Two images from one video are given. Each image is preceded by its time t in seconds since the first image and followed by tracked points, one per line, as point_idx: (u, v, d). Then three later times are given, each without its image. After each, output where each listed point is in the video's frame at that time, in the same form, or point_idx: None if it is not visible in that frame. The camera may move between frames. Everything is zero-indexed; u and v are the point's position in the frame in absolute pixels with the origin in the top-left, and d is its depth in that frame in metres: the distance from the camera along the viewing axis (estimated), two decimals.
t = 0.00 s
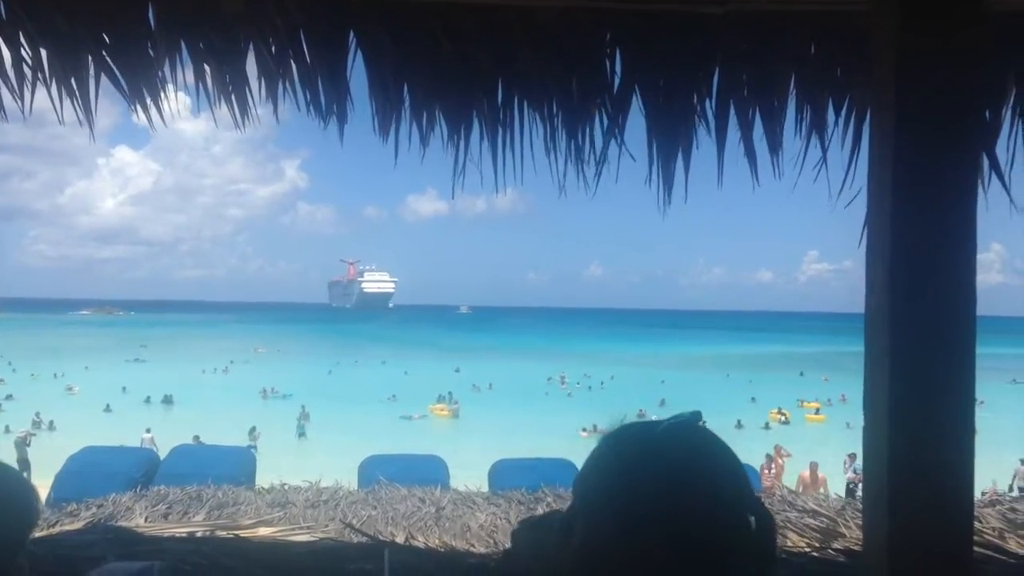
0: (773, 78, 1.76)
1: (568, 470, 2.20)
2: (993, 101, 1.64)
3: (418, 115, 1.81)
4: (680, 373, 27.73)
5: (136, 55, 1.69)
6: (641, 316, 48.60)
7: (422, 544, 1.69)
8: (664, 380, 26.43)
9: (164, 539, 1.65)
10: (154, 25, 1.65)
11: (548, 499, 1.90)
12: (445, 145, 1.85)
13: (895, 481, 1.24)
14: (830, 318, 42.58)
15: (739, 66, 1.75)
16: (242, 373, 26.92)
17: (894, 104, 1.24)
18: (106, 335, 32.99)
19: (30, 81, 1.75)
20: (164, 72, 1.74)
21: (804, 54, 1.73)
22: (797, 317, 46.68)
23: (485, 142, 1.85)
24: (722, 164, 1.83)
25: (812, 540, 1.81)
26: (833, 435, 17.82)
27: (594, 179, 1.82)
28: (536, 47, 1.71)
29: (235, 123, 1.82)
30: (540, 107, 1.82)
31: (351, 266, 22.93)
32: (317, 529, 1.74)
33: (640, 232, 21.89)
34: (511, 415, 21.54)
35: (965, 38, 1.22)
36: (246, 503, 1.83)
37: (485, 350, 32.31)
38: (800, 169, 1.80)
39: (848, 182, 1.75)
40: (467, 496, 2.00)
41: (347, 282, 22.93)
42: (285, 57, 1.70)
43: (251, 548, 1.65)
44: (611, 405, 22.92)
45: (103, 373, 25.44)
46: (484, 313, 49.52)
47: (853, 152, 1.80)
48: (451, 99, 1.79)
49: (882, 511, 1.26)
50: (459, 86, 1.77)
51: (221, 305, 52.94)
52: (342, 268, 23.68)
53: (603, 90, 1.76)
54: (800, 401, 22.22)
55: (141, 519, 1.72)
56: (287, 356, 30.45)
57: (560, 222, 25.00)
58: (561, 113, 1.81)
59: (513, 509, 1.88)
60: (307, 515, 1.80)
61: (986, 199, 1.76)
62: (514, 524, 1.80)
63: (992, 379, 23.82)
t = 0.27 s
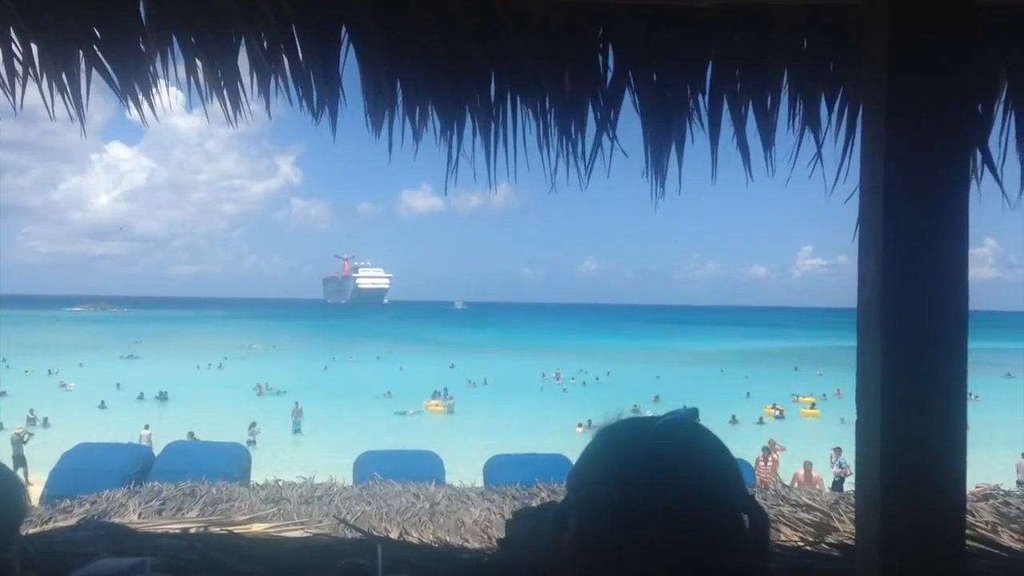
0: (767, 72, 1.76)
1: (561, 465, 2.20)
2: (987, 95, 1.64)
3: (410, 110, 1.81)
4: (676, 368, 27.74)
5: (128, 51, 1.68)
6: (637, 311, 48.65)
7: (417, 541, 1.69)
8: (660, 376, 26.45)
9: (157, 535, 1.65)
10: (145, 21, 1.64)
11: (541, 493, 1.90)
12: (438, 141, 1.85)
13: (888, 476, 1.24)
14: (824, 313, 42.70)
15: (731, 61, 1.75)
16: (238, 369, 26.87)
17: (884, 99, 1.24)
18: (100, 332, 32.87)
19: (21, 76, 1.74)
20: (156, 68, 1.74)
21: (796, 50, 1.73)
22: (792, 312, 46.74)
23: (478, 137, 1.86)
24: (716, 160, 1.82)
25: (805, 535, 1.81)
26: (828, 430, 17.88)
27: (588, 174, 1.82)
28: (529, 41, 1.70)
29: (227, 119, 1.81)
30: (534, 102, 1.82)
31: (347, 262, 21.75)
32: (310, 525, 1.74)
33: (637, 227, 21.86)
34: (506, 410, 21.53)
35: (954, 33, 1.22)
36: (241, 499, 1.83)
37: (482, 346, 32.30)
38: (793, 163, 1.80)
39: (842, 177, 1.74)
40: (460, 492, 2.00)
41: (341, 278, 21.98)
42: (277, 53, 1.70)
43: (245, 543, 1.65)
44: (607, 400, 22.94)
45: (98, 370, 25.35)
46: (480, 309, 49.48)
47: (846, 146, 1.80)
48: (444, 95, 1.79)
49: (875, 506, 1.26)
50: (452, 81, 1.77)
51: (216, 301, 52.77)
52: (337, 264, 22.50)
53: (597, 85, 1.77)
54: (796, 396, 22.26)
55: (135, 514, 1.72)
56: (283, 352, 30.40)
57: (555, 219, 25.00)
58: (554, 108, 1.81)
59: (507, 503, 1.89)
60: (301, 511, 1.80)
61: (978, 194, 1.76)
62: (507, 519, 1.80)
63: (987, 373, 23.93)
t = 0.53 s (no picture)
0: (769, 70, 1.76)
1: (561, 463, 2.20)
2: (990, 93, 1.63)
3: (412, 108, 1.81)
4: (678, 367, 27.71)
5: (131, 48, 1.67)
6: (639, 311, 48.56)
7: (419, 539, 1.69)
8: (662, 376, 26.42)
9: (161, 533, 1.65)
10: (147, 19, 1.63)
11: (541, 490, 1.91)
12: (439, 138, 1.85)
13: (891, 476, 1.24)
14: (825, 312, 42.73)
15: (733, 60, 1.74)
16: (240, 367, 26.86)
17: (886, 97, 1.24)
18: (103, 331, 32.86)
19: (23, 72, 1.74)
20: (158, 64, 1.73)
21: (799, 49, 1.73)
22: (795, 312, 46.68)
23: (481, 135, 1.85)
24: (718, 159, 1.82)
25: (807, 534, 1.81)
26: (830, 429, 17.89)
27: (589, 174, 1.82)
28: (530, 38, 1.70)
29: (229, 118, 1.81)
30: (535, 100, 1.81)
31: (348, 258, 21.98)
32: (312, 523, 1.74)
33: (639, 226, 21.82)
34: (508, 410, 21.50)
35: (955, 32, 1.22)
36: (243, 497, 1.84)
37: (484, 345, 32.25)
38: (796, 162, 1.79)
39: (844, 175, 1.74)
40: (461, 489, 2.00)
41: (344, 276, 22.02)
42: (280, 49, 1.70)
43: (245, 542, 1.65)
44: (608, 399, 22.95)
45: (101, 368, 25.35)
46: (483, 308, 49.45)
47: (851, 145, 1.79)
48: (446, 93, 1.79)
49: (877, 505, 1.26)
50: (454, 78, 1.77)
51: (218, 299, 52.72)
52: (336, 261, 22.71)
53: (599, 85, 1.76)
54: (799, 396, 22.22)
55: (138, 511, 1.73)
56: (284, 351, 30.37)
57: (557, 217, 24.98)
58: (556, 106, 1.80)
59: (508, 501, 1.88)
60: (302, 508, 1.80)
61: (982, 191, 1.76)
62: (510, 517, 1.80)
63: (990, 373, 23.93)
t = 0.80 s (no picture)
0: (780, 67, 1.76)
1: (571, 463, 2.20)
2: (1001, 92, 1.63)
3: (422, 108, 1.81)
4: (687, 367, 27.65)
5: (141, 49, 1.68)
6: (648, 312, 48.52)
7: (431, 539, 1.69)
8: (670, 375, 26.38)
9: (173, 532, 1.66)
10: (158, 19, 1.64)
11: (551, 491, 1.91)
12: (449, 137, 1.85)
13: (904, 479, 1.24)
14: (835, 313, 42.61)
15: (744, 58, 1.74)
16: (248, 367, 26.90)
17: (900, 97, 1.24)
18: (113, 331, 32.98)
19: (35, 73, 1.74)
20: (168, 64, 1.74)
21: (809, 49, 1.73)
22: (805, 311, 46.50)
23: (490, 135, 1.85)
24: (728, 157, 1.81)
25: (820, 534, 1.81)
26: (842, 430, 17.80)
27: (600, 172, 1.82)
28: (539, 38, 1.70)
29: (240, 117, 1.81)
30: (545, 99, 1.81)
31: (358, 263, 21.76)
32: (324, 523, 1.75)
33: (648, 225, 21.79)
34: (517, 410, 21.50)
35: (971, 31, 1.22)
36: (255, 496, 1.84)
37: (492, 345, 32.24)
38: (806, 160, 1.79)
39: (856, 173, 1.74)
40: (472, 489, 2.00)
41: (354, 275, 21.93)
42: (290, 51, 1.71)
43: (257, 540, 1.66)
44: (617, 398, 22.92)
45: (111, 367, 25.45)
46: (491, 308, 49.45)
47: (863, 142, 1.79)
48: (457, 93, 1.79)
49: (892, 507, 1.27)
50: (464, 78, 1.77)
51: (228, 300, 52.84)
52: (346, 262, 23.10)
53: (609, 84, 1.76)
54: (810, 396, 22.17)
55: (150, 511, 1.74)
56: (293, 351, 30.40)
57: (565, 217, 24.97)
58: (566, 105, 1.80)
59: (520, 500, 1.89)
60: (314, 508, 1.81)
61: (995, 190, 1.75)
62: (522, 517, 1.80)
63: (1000, 373, 23.80)
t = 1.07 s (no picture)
0: (804, 64, 1.75)
1: (592, 462, 2.21)
2: None
3: (443, 106, 1.81)
4: (705, 366, 27.57)
5: (166, 50, 1.69)
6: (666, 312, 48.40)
7: (452, 537, 1.70)
8: (687, 374, 26.32)
9: (196, 529, 1.67)
10: (182, 20, 1.65)
11: (573, 491, 1.92)
12: (470, 136, 1.85)
13: (931, 481, 1.24)
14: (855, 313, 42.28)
15: (768, 57, 1.73)
16: (267, 366, 27.06)
17: (929, 99, 1.23)
18: (135, 331, 33.33)
19: (59, 74, 1.76)
20: (191, 65, 1.75)
21: (833, 44, 1.72)
22: (825, 311, 46.18)
23: (512, 134, 1.85)
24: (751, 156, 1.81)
25: (842, 534, 1.81)
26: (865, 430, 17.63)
27: (622, 170, 1.82)
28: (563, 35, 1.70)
29: (262, 116, 1.82)
30: (567, 97, 1.81)
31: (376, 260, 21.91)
32: (346, 521, 1.76)
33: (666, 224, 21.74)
34: (535, 409, 21.52)
35: (1003, 30, 1.20)
36: (277, 494, 1.85)
37: (509, 344, 32.27)
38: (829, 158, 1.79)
39: (883, 170, 1.73)
40: (493, 488, 2.01)
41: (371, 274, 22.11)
42: (312, 51, 1.72)
43: (280, 539, 1.66)
44: (635, 397, 22.85)
45: (132, 365, 25.71)
46: (507, 308, 49.48)
47: (887, 139, 1.77)
48: (480, 91, 1.80)
49: (917, 507, 1.26)
50: (487, 76, 1.77)
51: (247, 300, 53.21)
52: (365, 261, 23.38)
53: (631, 83, 1.76)
54: (830, 395, 22.05)
55: (174, 509, 1.75)
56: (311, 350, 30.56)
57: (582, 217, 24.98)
58: (587, 103, 1.81)
59: (542, 500, 1.89)
60: (336, 506, 1.82)
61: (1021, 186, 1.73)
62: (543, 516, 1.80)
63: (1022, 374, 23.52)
